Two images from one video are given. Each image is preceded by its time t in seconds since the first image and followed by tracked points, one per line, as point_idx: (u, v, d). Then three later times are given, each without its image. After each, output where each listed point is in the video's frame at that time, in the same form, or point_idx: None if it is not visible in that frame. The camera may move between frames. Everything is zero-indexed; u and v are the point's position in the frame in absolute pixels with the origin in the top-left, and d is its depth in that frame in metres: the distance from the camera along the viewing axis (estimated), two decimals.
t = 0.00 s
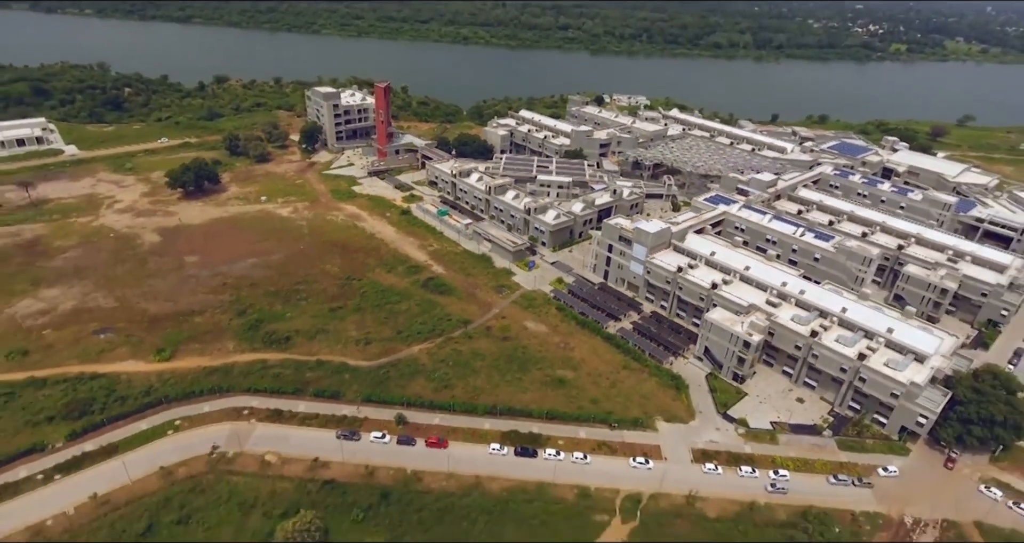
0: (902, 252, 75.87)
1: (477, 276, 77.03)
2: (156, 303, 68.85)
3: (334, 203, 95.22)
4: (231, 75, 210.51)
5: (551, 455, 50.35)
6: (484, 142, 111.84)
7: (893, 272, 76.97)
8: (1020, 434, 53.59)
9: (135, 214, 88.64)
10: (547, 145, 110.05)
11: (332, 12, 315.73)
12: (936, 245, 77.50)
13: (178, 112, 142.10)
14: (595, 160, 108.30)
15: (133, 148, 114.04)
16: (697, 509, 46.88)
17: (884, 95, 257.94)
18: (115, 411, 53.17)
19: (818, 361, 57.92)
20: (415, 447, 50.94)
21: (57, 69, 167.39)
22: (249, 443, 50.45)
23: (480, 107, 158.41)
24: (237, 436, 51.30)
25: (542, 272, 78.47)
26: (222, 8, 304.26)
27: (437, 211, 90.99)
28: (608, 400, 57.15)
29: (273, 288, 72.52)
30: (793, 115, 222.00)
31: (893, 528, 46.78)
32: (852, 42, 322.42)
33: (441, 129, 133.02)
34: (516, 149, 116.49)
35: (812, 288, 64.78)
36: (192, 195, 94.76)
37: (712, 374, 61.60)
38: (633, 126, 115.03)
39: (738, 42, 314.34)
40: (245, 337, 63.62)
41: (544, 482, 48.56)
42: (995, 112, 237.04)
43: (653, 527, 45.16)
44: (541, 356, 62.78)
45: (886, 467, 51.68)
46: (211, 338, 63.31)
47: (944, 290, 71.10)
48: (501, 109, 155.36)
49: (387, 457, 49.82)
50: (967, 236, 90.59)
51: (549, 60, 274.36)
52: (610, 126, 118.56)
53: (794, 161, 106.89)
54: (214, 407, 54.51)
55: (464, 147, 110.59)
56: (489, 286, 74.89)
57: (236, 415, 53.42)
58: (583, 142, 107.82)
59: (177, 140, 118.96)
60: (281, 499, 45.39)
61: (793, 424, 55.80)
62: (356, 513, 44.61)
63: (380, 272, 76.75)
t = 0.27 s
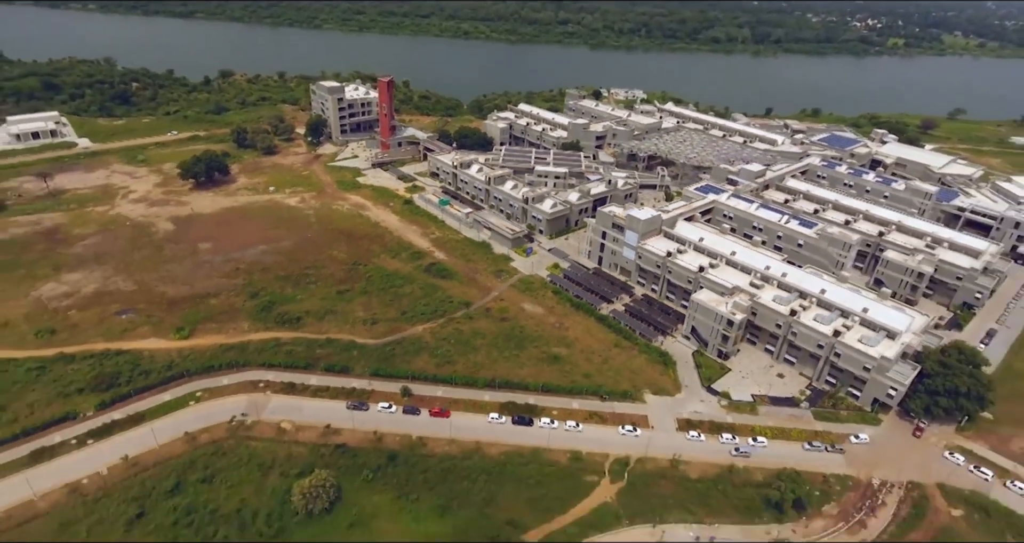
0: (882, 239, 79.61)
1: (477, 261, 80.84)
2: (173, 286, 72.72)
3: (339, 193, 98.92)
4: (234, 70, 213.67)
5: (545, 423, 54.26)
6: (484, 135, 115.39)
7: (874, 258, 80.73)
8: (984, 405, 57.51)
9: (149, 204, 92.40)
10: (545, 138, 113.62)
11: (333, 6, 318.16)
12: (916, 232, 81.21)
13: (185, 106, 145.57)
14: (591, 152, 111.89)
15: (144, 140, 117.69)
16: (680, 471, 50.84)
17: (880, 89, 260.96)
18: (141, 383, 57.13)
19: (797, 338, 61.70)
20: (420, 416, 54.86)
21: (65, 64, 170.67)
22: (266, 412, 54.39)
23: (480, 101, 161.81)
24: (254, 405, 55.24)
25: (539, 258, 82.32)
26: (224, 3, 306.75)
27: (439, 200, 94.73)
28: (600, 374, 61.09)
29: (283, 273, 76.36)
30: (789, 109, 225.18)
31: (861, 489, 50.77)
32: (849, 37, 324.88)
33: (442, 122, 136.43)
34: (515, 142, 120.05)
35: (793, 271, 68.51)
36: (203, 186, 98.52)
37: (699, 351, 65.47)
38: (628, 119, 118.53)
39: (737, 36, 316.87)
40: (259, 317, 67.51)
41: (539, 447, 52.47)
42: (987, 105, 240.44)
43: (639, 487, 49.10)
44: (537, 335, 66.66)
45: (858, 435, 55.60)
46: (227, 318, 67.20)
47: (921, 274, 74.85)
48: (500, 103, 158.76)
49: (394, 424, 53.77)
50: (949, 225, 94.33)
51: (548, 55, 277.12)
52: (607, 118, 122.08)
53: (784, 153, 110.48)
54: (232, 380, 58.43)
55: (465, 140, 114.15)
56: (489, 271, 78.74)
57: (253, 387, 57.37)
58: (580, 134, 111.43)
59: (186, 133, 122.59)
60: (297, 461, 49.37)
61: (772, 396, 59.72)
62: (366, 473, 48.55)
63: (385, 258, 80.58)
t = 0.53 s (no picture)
0: (864, 227, 83.37)
1: (477, 248, 84.73)
2: (189, 270, 76.56)
3: (344, 184, 102.70)
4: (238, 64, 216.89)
5: (540, 394, 58.20)
6: (484, 128, 119.17)
7: (857, 245, 84.50)
8: (951, 379, 61.66)
9: (162, 193, 96.18)
10: (543, 131, 117.35)
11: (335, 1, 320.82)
12: (896, 221, 84.93)
13: (193, 100, 149.13)
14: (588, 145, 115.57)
15: (154, 133, 121.32)
16: (664, 437, 54.85)
17: (877, 84, 263.97)
18: (162, 357, 61.05)
19: (778, 318, 65.56)
20: (424, 389, 58.81)
21: (73, 59, 174.03)
22: (280, 384, 58.35)
23: (480, 95, 165.32)
24: (269, 378, 59.18)
25: (536, 245, 86.16)
26: None
27: (441, 191, 98.59)
28: (592, 351, 65.01)
29: (293, 258, 80.21)
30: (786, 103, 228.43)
31: (833, 454, 54.69)
32: (847, 32, 327.50)
33: (443, 116, 139.87)
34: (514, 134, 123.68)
35: (777, 256, 72.25)
36: (213, 176, 102.29)
37: (686, 331, 69.40)
38: (624, 113, 122.10)
39: (735, 31, 319.55)
40: (271, 299, 71.44)
41: (534, 416, 56.37)
42: (980, 100, 243.52)
43: (626, 451, 53.05)
44: (534, 316, 70.57)
45: (832, 407, 59.53)
46: (241, 300, 71.16)
47: (899, 260, 78.58)
48: (500, 97, 162.30)
49: (400, 395, 57.69)
50: (932, 215, 98.16)
51: (548, 49, 280.02)
52: (603, 112, 125.55)
53: (775, 145, 114.04)
54: (247, 355, 62.34)
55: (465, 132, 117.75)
56: (488, 257, 82.57)
57: (267, 362, 61.30)
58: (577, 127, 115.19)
59: (195, 126, 126.25)
60: (310, 427, 53.34)
61: (754, 371, 63.65)
62: (373, 438, 52.55)
63: (389, 244, 84.41)
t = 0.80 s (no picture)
0: (846, 214, 87.30)
1: (477, 234, 88.81)
2: (203, 255, 80.64)
3: (349, 174, 106.70)
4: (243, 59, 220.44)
5: (536, 367, 62.42)
6: (484, 121, 123.09)
7: (840, 232, 88.45)
8: (921, 353, 65.87)
9: (175, 183, 100.21)
10: (541, 124, 121.31)
11: None
12: (878, 209, 88.83)
13: (200, 93, 152.92)
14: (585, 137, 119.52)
15: (164, 125, 125.17)
16: (651, 406, 59.08)
17: (873, 78, 267.25)
18: (182, 333, 65.15)
19: (761, 298, 69.63)
20: (427, 362, 63.04)
21: (82, 53, 177.70)
22: (293, 358, 62.59)
23: (481, 89, 169.02)
24: (282, 352, 63.40)
25: (534, 232, 90.19)
26: None
27: (442, 181, 102.62)
28: (586, 329, 69.18)
29: (302, 244, 84.33)
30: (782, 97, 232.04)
31: (808, 421, 58.87)
32: (845, 26, 330.20)
33: (444, 109, 143.55)
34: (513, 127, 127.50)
35: (761, 241, 76.22)
36: (223, 167, 106.33)
37: (674, 311, 73.51)
38: (619, 106, 125.91)
39: (734, 26, 322.33)
40: (283, 281, 75.63)
41: (530, 387, 60.58)
42: (974, 93, 246.89)
43: (615, 418, 57.26)
44: (531, 297, 74.71)
45: (809, 379, 63.69)
46: (254, 281, 75.37)
47: (879, 245, 82.66)
48: (500, 90, 166.00)
49: (405, 368, 61.95)
50: (915, 204, 102.18)
51: (548, 44, 283.09)
52: (600, 105, 129.38)
53: (765, 137, 117.84)
54: (262, 332, 66.53)
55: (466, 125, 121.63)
56: (487, 243, 86.63)
57: (281, 338, 65.49)
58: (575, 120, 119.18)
59: (203, 119, 130.15)
60: (323, 395, 57.63)
61: (737, 347, 67.83)
62: (381, 405, 56.83)
63: (393, 231, 88.44)
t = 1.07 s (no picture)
0: (831, 203, 91.11)
1: (477, 222, 92.66)
2: (216, 241, 84.57)
3: (353, 165, 110.46)
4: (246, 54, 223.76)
5: (532, 345, 66.37)
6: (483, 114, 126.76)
7: (825, 220, 92.29)
8: (895, 331, 69.37)
9: (186, 174, 104.01)
10: (539, 117, 125.02)
11: None
12: (861, 199, 92.64)
13: (206, 88, 156.48)
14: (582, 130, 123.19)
15: (173, 119, 128.95)
16: (640, 380, 63.09)
17: (868, 73, 270.30)
18: (198, 313, 69.00)
19: (745, 281, 73.51)
20: (430, 340, 66.99)
21: (89, 49, 181.17)
22: (303, 335, 66.60)
23: (481, 84, 172.53)
24: (293, 331, 67.38)
25: (531, 220, 94.05)
26: None
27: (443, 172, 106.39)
28: (579, 310, 73.10)
29: (309, 231, 88.21)
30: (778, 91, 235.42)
31: (786, 394, 62.85)
32: (843, 21, 332.70)
33: (445, 103, 147.02)
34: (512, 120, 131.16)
35: (747, 227, 80.06)
36: (232, 159, 110.12)
37: (664, 294, 77.41)
38: (615, 100, 129.57)
39: (732, 21, 324.94)
40: (292, 265, 79.53)
41: (526, 363, 64.56)
42: (969, 88, 250.05)
43: (606, 391, 61.24)
44: (527, 281, 78.61)
45: (789, 357, 67.63)
46: (265, 266, 79.30)
47: (861, 232, 86.48)
48: (500, 85, 169.48)
49: (409, 345, 65.94)
50: (901, 195, 105.96)
51: (548, 39, 286.05)
52: (596, 99, 132.99)
53: (757, 130, 121.50)
54: (273, 312, 70.49)
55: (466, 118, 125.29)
56: (487, 230, 90.50)
57: (291, 318, 69.45)
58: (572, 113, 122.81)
59: (211, 112, 133.83)
60: (332, 369, 61.65)
61: (722, 327, 71.74)
62: (386, 378, 60.82)
63: (397, 219, 92.30)
